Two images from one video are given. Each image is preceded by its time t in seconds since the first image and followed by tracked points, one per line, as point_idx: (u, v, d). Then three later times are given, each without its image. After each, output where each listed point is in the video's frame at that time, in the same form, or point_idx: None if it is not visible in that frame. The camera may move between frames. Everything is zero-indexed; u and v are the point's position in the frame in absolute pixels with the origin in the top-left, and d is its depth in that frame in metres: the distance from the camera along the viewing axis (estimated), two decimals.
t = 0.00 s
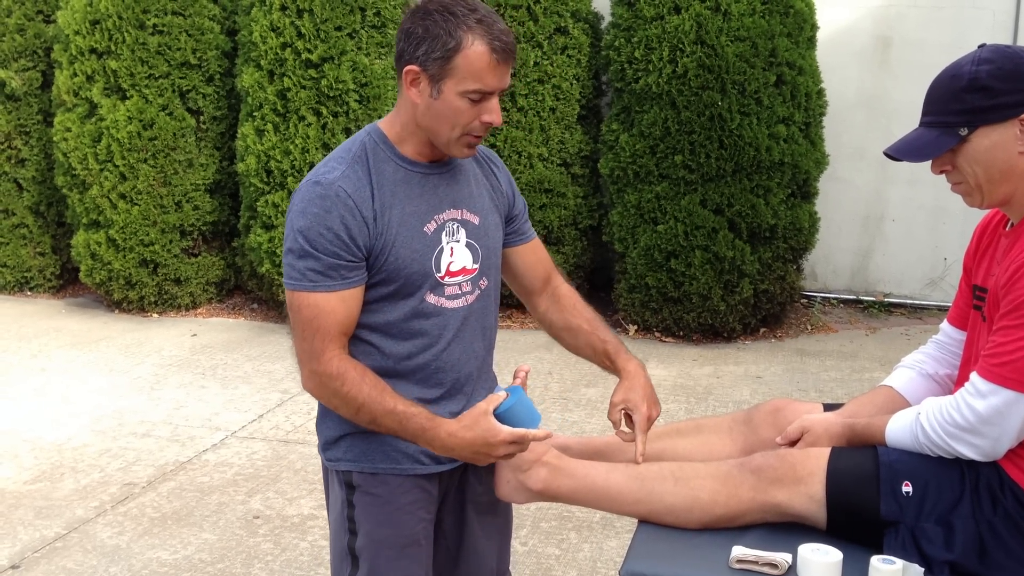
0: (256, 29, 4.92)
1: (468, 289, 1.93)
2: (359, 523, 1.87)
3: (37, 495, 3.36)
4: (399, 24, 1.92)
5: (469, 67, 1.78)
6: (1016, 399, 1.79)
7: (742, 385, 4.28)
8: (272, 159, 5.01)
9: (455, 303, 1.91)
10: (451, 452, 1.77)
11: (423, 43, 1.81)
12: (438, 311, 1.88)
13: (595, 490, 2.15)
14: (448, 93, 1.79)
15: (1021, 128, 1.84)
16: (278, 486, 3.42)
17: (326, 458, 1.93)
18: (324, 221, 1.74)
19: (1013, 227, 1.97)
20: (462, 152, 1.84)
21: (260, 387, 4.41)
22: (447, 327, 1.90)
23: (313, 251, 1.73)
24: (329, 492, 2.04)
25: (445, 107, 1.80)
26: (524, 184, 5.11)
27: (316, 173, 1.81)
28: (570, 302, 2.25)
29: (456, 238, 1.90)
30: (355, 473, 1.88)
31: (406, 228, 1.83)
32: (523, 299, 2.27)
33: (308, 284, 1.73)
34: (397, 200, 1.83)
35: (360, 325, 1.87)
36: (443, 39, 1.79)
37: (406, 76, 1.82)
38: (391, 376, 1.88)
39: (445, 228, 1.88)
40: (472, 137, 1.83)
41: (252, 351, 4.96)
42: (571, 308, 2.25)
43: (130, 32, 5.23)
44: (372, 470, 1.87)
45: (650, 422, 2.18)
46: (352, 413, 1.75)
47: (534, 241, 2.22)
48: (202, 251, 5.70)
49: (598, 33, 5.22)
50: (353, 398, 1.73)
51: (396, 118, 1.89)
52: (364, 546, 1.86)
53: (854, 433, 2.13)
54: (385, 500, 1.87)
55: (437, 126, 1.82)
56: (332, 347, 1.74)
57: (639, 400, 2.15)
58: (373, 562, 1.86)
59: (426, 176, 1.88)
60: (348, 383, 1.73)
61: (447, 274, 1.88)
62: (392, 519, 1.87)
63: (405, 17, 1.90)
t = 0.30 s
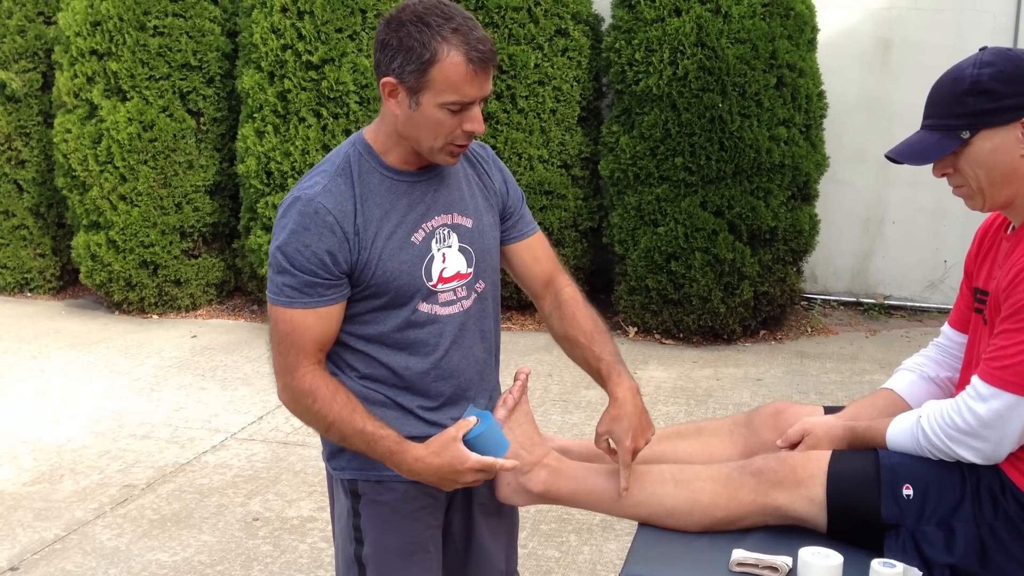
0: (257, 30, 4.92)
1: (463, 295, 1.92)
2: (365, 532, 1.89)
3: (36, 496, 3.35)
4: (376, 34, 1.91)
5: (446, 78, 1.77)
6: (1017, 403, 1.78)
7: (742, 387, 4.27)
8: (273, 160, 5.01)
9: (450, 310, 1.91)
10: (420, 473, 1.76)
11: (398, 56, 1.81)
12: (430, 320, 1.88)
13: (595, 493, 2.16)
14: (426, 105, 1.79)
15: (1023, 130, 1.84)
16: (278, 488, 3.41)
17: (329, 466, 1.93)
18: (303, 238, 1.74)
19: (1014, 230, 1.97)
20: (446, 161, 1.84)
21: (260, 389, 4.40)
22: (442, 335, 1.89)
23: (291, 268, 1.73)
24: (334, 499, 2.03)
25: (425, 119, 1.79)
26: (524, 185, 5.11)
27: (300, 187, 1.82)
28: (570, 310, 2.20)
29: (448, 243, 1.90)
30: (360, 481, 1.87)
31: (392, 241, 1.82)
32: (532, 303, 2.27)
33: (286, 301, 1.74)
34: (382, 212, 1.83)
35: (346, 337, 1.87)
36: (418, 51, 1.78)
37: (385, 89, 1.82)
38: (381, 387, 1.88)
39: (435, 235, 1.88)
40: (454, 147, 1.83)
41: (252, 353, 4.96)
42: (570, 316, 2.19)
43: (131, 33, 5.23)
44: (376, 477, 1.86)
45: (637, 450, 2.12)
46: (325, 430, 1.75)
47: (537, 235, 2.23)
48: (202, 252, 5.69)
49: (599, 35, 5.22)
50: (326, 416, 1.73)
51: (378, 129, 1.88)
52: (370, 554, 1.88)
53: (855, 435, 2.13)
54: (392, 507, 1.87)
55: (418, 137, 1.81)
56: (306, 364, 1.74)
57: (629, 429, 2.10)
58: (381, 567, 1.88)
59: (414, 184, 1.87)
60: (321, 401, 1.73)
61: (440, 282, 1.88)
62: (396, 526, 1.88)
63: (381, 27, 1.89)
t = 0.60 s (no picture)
0: (261, 31, 4.92)
1: (471, 296, 1.92)
2: (374, 537, 1.88)
3: (39, 497, 3.36)
4: (382, 33, 1.91)
5: (455, 76, 1.76)
6: (1021, 407, 1.78)
7: (744, 390, 4.27)
8: (276, 161, 5.01)
9: (457, 311, 1.91)
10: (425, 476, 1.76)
11: (406, 54, 1.80)
12: (438, 320, 1.88)
13: (598, 495, 2.15)
14: (436, 103, 1.78)
15: None
16: (280, 489, 3.41)
17: (337, 471, 1.93)
18: (310, 237, 1.74)
19: (1020, 233, 1.96)
20: (454, 159, 1.84)
21: (262, 390, 4.40)
22: (449, 336, 1.89)
23: (298, 268, 1.73)
24: (339, 503, 2.04)
25: (433, 118, 1.79)
26: (527, 187, 5.11)
27: (307, 186, 1.82)
28: (570, 307, 2.25)
29: (455, 245, 1.90)
30: (369, 486, 1.87)
31: (400, 240, 1.82)
32: (520, 303, 2.27)
33: (292, 299, 1.73)
34: (390, 212, 1.82)
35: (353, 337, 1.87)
36: (427, 49, 1.77)
37: (394, 88, 1.82)
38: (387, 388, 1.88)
39: (443, 236, 1.88)
40: (463, 144, 1.83)
41: (255, 354, 4.96)
42: (571, 313, 2.25)
43: (135, 34, 5.24)
44: (386, 482, 1.86)
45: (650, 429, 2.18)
46: (330, 429, 1.75)
47: (533, 245, 2.20)
48: (205, 253, 5.70)
49: (602, 37, 5.22)
50: (331, 416, 1.74)
51: (386, 127, 1.88)
52: (380, 559, 1.88)
53: (858, 438, 2.12)
54: (401, 512, 1.87)
55: (427, 135, 1.81)
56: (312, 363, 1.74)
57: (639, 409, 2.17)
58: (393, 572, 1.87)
59: (422, 185, 1.87)
60: (327, 401, 1.73)
61: (447, 282, 1.88)
62: (402, 530, 1.88)
63: (388, 26, 1.89)
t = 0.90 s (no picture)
0: (263, 33, 4.93)
1: (480, 292, 1.93)
2: (379, 536, 1.87)
3: (41, 498, 3.36)
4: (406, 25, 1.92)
5: (476, 66, 1.78)
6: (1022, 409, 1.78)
7: (747, 392, 4.27)
8: (278, 163, 5.02)
9: (468, 306, 1.91)
10: (542, 467, 1.79)
11: (429, 43, 1.81)
12: (453, 314, 1.88)
13: (599, 495, 2.14)
14: (455, 93, 1.79)
15: None
16: (282, 490, 3.41)
17: (339, 471, 1.92)
18: (364, 221, 1.73)
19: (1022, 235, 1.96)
20: (470, 151, 1.85)
21: (264, 392, 4.40)
22: (461, 330, 1.90)
23: (360, 250, 1.71)
24: (339, 505, 2.03)
25: (453, 107, 1.80)
26: (529, 189, 5.12)
27: (336, 179, 1.79)
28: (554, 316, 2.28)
29: (468, 241, 1.90)
30: (374, 485, 1.86)
31: (429, 230, 1.83)
32: (507, 316, 2.25)
33: (368, 283, 1.71)
34: (419, 202, 1.83)
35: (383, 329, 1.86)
36: (449, 38, 1.79)
37: (413, 76, 1.82)
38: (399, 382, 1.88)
39: (458, 231, 1.89)
40: (480, 137, 1.83)
41: (257, 355, 4.96)
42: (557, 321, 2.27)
43: (137, 36, 5.25)
44: (392, 481, 1.86)
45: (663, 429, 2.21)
46: (450, 416, 1.74)
47: (522, 256, 2.22)
48: (208, 255, 5.71)
49: (605, 38, 5.22)
50: (453, 399, 1.74)
51: (405, 120, 1.89)
52: (386, 558, 1.86)
53: (860, 441, 2.12)
54: (406, 511, 1.88)
55: (445, 126, 1.82)
56: (416, 347, 1.72)
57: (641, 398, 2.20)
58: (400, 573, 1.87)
59: (438, 180, 1.88)
60: (448, 384, 1.73)
61: (462, 276, 1.88)
62: (407, 530, 1.88)
63: (411, 18, 1.90)
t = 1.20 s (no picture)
0: (265, 33, 4.93)
1: (485, 293, 1.95)
2: (391, 535, 1.86)
3: (42, 497, 3.36)
4: (426, 26, 1.93)
5: (502, 67, 1.79)
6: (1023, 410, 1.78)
7: (747, 393, 4.26)
8: (279, 163, 5.02)
9: (474, 306, 1.93)
10: (589, 464, 1.85)
11: (455, 43, 1.82)
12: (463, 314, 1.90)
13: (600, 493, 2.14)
14: (479, 93, 1.80)
15: None
16: (283, 491, 3.41)
17: (348, 472, 1.90)
18: (402, 219, 1.72)
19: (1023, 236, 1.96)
20: (487, 151, 1.87)
21: (265, 392, 4.40)
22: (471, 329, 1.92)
23: (402, 248, 1.71)
24: (342, 505, 2.02)
25: (475, 107, 1.81)
26: (530, 190, 5.12)
27: (363, 176, 1.78)
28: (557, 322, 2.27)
29: (476, 242, 1.92)
30: (386, 485, 1.86)
31: (451, 230, 1.85)
32: (506, 318, 2.25)
33: (415, 274, 1.71)
34: (442, 202, 1.85)
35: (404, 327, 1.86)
36: (475, 39, 1.80)
37: (436, 75, 1.82)
38: (411, 383, 1.90)
39: (468, 233, 1.90)
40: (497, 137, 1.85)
41: (258, 356, 4.96)
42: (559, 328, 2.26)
43: (138, 36, 5.25)
44: (404, 480, 1.87)
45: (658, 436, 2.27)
46: (509, 404, 1.75)
47: (517, 257, 2.22)
48: (209, 255, 5.72)
49: (606, 39, 5.21)
50: (512, 388, 1.75)
51: (422, 119, 1.88)
52: (397, 558, 1.86)
53: (860, 442, 2.12)
54: (417, 510, 1.88)
55: (466, 126, 1.83)
56: (469, 336, 1.73)
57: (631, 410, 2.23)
58: (409, 571, 1.87)
59: (453, 181, 1.89)
60: (505, 372, 1.76)
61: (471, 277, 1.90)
62: (415, 530, 1.88)
63: (433, 20, 1.91)
